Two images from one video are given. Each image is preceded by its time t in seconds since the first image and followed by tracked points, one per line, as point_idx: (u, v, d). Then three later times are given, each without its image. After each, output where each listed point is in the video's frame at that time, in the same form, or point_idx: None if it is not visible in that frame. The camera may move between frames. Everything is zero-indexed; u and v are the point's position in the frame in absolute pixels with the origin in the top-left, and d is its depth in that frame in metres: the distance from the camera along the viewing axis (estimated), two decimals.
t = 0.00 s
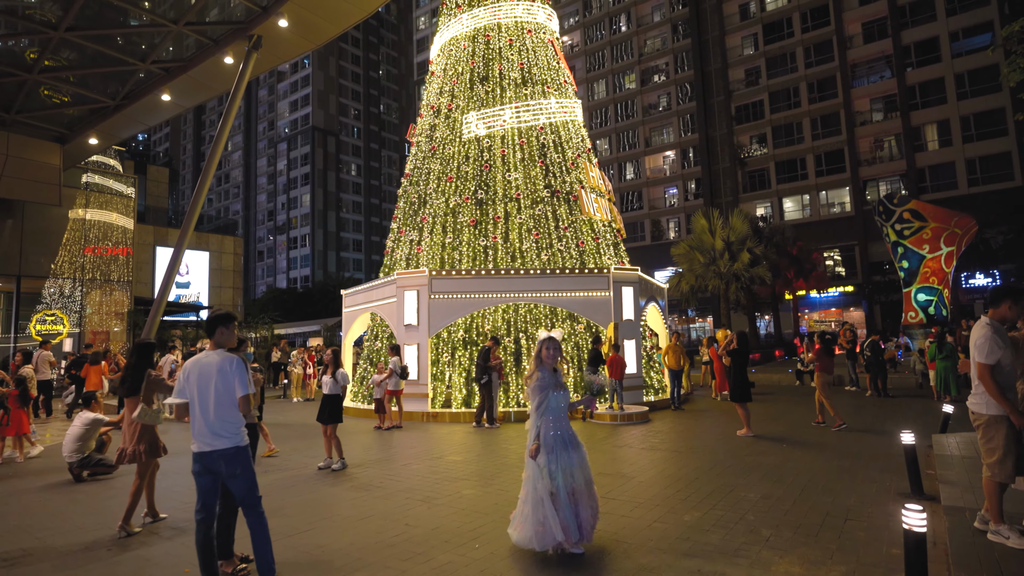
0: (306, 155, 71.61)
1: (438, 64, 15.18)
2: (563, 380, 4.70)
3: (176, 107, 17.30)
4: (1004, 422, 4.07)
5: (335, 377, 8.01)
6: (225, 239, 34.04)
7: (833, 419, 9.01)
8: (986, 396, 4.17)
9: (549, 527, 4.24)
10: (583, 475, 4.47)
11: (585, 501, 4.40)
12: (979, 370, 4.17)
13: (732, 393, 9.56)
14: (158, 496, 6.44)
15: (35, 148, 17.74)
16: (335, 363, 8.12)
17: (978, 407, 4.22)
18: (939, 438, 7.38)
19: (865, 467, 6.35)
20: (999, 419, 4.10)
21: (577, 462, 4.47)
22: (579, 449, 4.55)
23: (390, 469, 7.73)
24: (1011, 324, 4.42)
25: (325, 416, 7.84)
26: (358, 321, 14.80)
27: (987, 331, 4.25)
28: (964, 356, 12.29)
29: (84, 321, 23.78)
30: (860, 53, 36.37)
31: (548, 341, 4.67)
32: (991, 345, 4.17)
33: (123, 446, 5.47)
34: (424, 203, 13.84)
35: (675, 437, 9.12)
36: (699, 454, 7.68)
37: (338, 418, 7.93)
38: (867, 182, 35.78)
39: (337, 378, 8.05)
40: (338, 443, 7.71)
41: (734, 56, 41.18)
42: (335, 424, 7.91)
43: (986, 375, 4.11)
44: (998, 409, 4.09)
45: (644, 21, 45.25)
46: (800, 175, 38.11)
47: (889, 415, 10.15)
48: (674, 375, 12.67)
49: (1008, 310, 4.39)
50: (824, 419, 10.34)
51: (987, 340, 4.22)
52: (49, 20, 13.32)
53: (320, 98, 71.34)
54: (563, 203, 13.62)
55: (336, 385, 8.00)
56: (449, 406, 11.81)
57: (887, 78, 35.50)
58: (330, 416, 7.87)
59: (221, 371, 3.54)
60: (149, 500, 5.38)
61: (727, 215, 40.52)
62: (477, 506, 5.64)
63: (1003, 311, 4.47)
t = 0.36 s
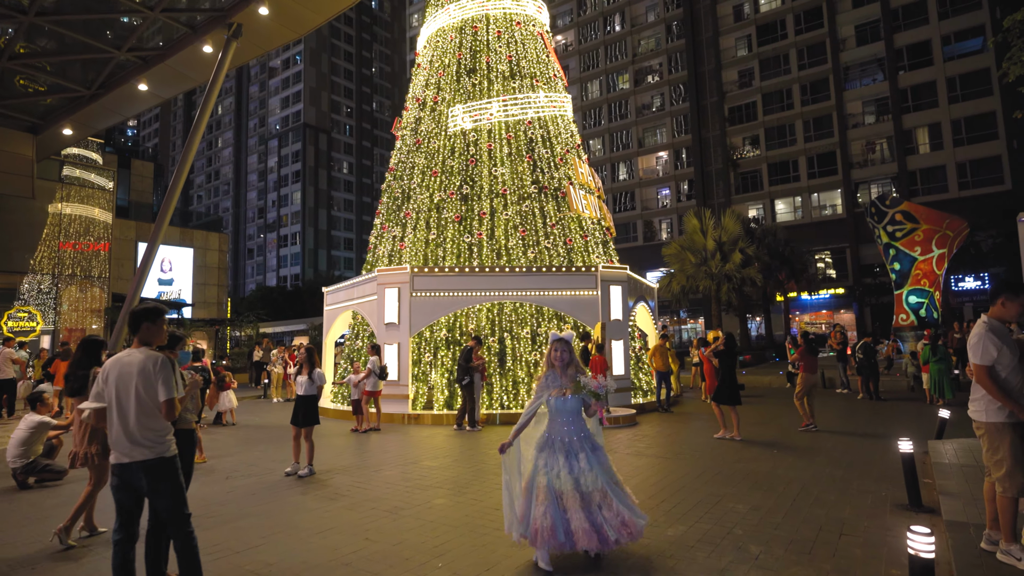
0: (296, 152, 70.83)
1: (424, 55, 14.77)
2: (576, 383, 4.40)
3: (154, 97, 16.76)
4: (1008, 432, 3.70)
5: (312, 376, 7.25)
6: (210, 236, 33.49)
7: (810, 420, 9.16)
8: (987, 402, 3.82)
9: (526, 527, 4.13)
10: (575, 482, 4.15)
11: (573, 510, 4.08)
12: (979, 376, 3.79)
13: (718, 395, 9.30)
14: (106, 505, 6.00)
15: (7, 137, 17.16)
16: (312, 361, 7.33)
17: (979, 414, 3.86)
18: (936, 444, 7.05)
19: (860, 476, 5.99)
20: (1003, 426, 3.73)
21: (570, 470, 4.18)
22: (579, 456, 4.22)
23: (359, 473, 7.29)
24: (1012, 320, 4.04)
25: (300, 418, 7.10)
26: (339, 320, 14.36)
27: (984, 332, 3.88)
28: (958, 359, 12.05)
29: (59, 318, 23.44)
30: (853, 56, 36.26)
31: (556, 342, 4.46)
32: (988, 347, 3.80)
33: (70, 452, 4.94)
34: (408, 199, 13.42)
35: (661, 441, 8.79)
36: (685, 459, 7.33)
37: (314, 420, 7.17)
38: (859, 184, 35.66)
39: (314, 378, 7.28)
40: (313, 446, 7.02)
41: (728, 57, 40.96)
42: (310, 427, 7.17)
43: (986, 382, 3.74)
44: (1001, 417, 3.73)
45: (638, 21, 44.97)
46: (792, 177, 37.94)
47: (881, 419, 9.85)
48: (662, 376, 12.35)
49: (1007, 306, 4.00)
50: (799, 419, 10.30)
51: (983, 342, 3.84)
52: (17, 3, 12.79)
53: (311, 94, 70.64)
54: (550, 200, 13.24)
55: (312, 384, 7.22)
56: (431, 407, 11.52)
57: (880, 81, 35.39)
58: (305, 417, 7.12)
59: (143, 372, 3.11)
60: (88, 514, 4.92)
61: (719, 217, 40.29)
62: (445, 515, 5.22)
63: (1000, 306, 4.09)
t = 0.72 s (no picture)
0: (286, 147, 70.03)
1: (408, 46, 14.42)
2: (559, 374, 4.38)
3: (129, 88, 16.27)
4: (1004, 439, 3.46)
5: (280, 376, 6.89)
6: (194, 231, 32.96)
7: (779, 419, 9.04)
8: (982, 406, 3.57)
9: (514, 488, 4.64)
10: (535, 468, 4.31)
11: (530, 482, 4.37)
12: (977, 379, 3.52)
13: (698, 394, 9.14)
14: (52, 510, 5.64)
15: None
16: (282, 360, 6.94)
17: (974, 420, 3.61)
18: (926, 445, 6.83)
19: (848, 479, 5.76)
20: (998, 433, 3.49)
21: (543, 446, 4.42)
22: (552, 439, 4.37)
23: (329, 475, 6.97)
24: (1010, 318, 3.78)
25: (266, 419, 6.72)
26: (320, 317, 14.01)
27: (982, 331, 3.62)
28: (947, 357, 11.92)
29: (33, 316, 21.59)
30: (843, 54, 36.18)
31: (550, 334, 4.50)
32: (987, 348, 3.54)
33: None
34: (390, 192, 13.07)
35: (645, 441, 8.54)
36: (668, 461, 7.07)
37: (282, 420, 6.80)
38: (848, 182, 35.61)
39: (283, 377, 6.92)
40: (279, 448, 6.70)
41: (719, 54, 40.78)
42: (276, 428, 6.79)
43: (984, 386, 3.48)
44: (997, 423, 3.48)
45: (629, 18, 44.69)
46: (782, 175, 37.81)
47: (871, 418, 9.63)
48: (647, 375, 12.08)
49: (1006, 303, 3.74)
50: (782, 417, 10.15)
51: (981, 341, 3.58)
52: None
53: (301, 89, 69.87)
54: (535, 194, 12.95)
55: (279, 384, 6.86)
56: (411, 408, 11.16)
57: (870, 79, 35.33)
58: (271, 418, 6.75)
59: (52, 373, 2.80)
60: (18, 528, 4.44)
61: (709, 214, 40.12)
62: (412, 523, 4.93)
63: (998, 303, 3.82)
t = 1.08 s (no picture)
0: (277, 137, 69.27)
1: (393, 32, 14.03)
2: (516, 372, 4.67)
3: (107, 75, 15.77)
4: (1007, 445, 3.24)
5: (244, 372, 6.68)
6: (181, 222, 32.45)
7: (769, 414, 8.84)
8: (984, 408, 3.36)
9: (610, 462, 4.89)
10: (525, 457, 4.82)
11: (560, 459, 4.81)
12: (977, 380, 3.31)
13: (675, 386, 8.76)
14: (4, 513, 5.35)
15: None
16: (246, 355, 6.75)
17: (974, 424, 3.40)
18: (919, 441, 6.65)
19: (837, 478, 5.57)
20: (1001, 439, 3.28)
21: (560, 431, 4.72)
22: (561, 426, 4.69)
23: (301, 472, 6.72)
24: (1011, 313, 3.55)
25: (230, 416, 6.59)
26: (303, 309, 13.71)
27: (982, 326, 3.38)
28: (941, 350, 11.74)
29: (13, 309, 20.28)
30: (837, 45, 35.90)
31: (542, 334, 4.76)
32: (990, 346, 3.30)
33: None
34: (374, 182, 12.73)
35: (631, 437, 8.33)
36: (652, 458, 6.85)
37: (247, 417, 6.68)
38: (842, 174, 35.43)
39: (246, 373, 6.72)
40: (247, 446, 6.57)
41: (713, 45, 40.42)
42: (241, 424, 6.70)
43: (985, 388, 3.26)
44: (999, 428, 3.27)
45: (623, 7, 44.22)
46: (776, 166, 37.54)
47: (861, 412, 9.47)
48: (635, 368, 11.86)
49: (1003, 296, 3.52)
50: (770, 412, 9.99)
51: (983, 339, 3.35)
52: None
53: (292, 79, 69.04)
54: (523, 184, 12.66)
55: (243, 381, 6.68)
56: (395, 401, 10.92)
57: (864, 70, 35.08)
58: (234, 415, 6.62)
59: None
60: None
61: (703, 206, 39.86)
62: (380, 527, 4.69)
63: (996, 296, 3.61)
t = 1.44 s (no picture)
0: (271, 127, 68.49)
1: (381, 13, 13.60)
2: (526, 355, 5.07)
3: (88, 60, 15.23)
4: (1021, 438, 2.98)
5: (207, 362, 6.48)
6: (171, 213, 32.00)
7: (765, 406, 8.60)
8: (997, 401, 3.10)
9: (608, 459, 4.30)
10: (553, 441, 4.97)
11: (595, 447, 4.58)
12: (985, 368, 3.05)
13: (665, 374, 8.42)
14: None
15: None
16: (207, 346, 6.55)
17: (984, 417, 3.14)
18: (919, 434, 6.41)
19: (835, 473, 5.34)
20: (1014, 432, 3.02)
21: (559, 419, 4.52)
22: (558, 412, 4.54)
23: (278, 467, 6.46)
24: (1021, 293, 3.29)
25: (196, 409, 6.40)
26: (290, 299, 13.40)
27: (989, 308, 3.13)
28: (939, 339, 11.53)
29: None
30: (835, 33, 35.46)
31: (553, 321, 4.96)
32: (997, 328, 3.05)
33: None
34: (361, 168, 12.36)
35: (622, 429, 8.10)
36: (645, 451, 6.60)
37: (213, 411, 6.49)
38: (839, 163, 35.14)
39: (209, 364, 6.50)
40: (214, 440, 6.37)
41: (710, 33, 39.92)
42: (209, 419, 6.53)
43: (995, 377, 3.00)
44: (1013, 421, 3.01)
45: None
46: (773, 156, 37.17)
47: (858, 403, 9.25)
48: (628, 358, 11.64)
49: (1008, 274, 3.26)
50: (766, 403, 9.76)
51: (989, 321, 3.10)
52: None
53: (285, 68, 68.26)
54: (514, 170, 12.33)
55: (207, 372, 6.47)
56: (381, 393, 10.68)
57: (863, 58, 34.66)
58: (197, 409, 6.43)
59: None
60: None
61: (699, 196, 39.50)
62: (353, 527, 4.43)
63: (1001, 275, 3.35)
